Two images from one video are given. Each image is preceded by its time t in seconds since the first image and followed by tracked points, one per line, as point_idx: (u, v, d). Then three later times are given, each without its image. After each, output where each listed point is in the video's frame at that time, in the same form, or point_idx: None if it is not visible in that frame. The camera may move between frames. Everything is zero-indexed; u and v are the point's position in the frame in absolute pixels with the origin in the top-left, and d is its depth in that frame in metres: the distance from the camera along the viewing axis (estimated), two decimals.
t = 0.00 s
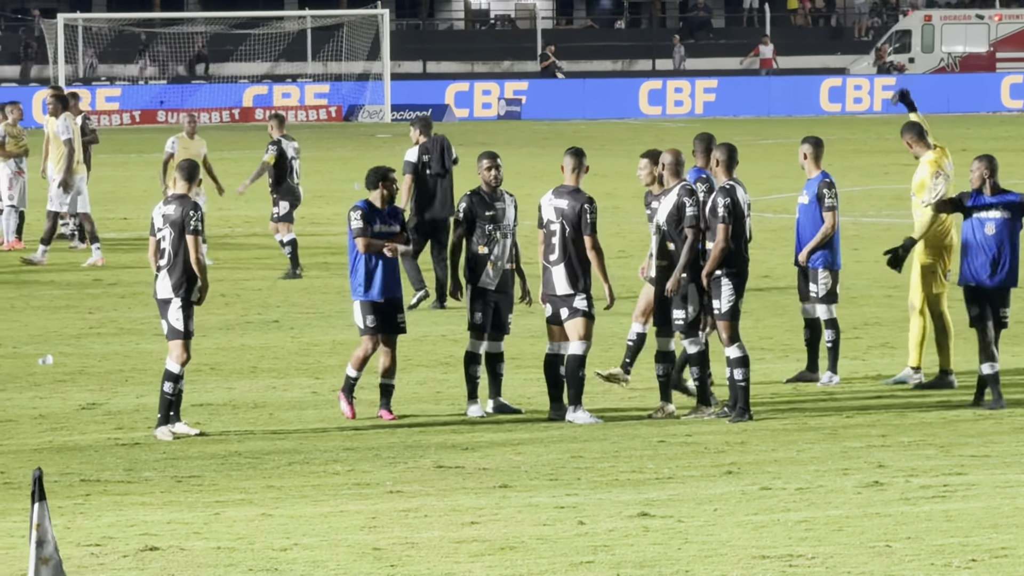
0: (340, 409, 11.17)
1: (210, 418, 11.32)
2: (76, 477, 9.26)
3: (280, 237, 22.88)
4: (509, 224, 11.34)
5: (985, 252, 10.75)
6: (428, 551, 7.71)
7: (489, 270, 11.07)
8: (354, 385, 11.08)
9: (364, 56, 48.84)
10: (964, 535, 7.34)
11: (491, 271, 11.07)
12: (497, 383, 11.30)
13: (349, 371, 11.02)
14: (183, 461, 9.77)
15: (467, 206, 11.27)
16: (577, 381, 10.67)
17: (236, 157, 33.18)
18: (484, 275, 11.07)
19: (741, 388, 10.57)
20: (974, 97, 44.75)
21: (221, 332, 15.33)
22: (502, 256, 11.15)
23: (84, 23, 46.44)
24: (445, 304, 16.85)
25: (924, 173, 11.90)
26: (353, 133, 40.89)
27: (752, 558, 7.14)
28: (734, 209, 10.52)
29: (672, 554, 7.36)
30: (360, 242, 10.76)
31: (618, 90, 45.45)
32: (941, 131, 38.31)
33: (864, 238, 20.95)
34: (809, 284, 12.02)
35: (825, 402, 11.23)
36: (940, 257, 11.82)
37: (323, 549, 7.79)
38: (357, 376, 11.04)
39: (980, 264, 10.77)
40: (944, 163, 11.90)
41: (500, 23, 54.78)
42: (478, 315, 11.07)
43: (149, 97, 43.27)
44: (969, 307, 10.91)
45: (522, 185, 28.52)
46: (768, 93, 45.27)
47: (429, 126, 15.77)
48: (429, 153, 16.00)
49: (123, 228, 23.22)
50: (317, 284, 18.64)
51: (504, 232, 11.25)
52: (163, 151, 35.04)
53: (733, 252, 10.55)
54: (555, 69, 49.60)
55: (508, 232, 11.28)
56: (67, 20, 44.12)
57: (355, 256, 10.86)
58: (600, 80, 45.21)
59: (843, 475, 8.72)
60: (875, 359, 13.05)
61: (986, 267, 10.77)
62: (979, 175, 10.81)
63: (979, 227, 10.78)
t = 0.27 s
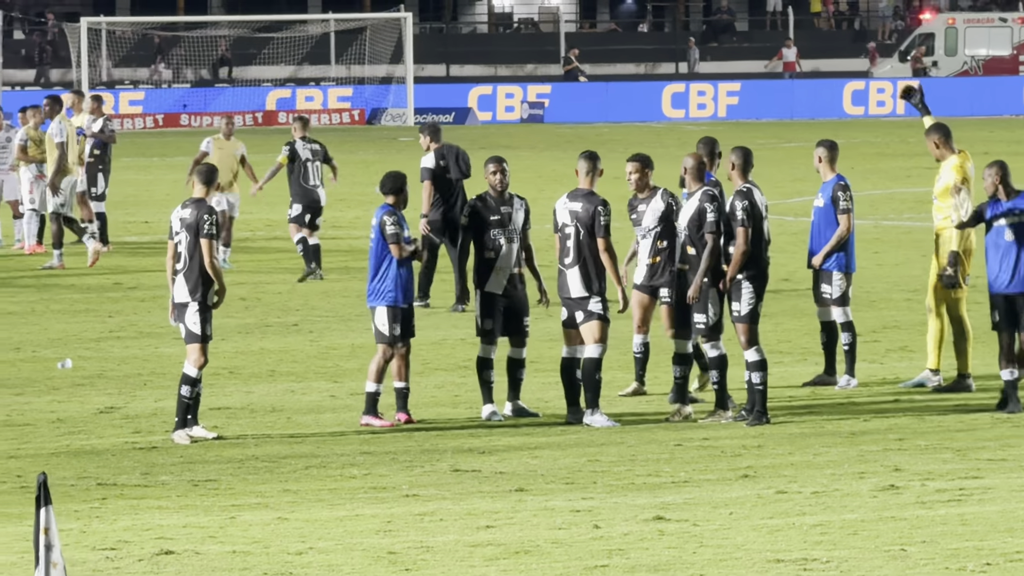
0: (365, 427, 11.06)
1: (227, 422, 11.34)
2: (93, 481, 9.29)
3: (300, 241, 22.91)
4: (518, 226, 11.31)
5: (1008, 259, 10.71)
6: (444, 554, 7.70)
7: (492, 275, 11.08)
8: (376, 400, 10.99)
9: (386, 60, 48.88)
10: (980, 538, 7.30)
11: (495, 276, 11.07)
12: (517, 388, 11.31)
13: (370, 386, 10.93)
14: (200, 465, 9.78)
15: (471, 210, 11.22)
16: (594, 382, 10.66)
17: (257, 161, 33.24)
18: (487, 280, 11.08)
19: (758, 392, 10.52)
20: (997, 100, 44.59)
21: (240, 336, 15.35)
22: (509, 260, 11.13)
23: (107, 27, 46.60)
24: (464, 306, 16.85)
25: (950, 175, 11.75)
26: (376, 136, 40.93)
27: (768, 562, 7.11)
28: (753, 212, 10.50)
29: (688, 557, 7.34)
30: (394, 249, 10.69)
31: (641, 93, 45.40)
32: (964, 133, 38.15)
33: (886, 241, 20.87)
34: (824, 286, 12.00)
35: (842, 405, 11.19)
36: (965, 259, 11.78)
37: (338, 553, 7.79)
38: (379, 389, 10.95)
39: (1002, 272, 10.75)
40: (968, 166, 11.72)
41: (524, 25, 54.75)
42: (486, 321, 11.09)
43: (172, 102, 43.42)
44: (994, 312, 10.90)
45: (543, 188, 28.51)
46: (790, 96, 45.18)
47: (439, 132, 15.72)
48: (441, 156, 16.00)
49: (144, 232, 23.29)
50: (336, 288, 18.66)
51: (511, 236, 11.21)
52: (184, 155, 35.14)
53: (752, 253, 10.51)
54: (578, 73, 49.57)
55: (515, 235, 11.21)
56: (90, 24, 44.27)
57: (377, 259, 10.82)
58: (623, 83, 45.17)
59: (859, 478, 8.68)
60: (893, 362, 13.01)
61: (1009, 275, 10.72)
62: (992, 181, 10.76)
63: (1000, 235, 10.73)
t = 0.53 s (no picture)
0: (377, 428, 11.06)
1: (240, 422, 11.35)
2: (104, 482, 9.30)
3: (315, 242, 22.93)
4: (521, 232, 11.21)
5: None
6: (453, 555, 7.69)
7: (492, 278, 11.09)
8: (385, 402, 11.00)
9: (404, 61, 48.90)
10: (990, 539, 7.27)
11: (495, 279, 11.08)
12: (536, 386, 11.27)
13: (376, 388, 10.95)
14: (211, 465, 9.79)
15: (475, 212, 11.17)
16: (605, 384, 10.64)
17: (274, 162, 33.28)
18: (489, 284, 11.10)
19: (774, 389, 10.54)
20: (1015, 101, 44.43)
21: (254, 336, 15.37)
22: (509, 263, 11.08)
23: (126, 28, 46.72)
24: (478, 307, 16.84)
25: (964, 178, 11.74)
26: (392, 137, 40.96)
27: (776, 562, 7.09)
28: (768, 210, 10.47)
29: (696, 558, 7.32)
30: (412, 254, 10.67)
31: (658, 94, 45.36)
32: (982, 134, 38.02)
33: (902, 242, 20.80)
34: (839, 289, 11.96)
35: (855, 406, 11.16)
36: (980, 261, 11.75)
37: (347, 553, 7.79)
38: (385, 391, 10.97)
39: None
40: (983, 168, 11.72)
41: (543, 26, 54.71)
42: (490, 324, 11.11)
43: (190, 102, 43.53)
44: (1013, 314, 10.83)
45: (560, 189, 28.50)
46: (807, 97, 45.09)
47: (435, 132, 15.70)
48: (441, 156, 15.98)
49: (160, 233, 23.33)
50: (351, 289, 18.67)
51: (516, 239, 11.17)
52: (201, 156, 35.21)
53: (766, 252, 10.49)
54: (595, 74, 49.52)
55: (520, 239, 11.17)
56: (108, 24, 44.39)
57: (385, 260, 10.78)
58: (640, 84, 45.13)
59: (870, 479, 8.65)
60: (908, 363, 12.97)
61: None
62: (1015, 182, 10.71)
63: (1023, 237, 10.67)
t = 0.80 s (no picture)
0: (412, 428, 11.07)
1: (275, 422, 11.39)
2: (139, 481, 9.36)
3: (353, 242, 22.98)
4: (553, 233, 11.13)
5: None
6: (487, 554, 7.70)
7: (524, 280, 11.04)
8: (419, 402, 11.00)
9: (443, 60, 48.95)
10: None
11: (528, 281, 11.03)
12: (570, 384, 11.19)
13: (408, 388, 10.96)
14: (246, 465, 9.83)
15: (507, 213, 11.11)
16: (640, 384, 10.62)
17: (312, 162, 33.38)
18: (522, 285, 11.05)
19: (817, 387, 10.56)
20: None
21: (290, 336, 15.42)
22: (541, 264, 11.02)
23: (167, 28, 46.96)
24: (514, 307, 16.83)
25: (1000, 175, 11.59)
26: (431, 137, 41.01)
27: (810, 561, 7.06)
28: (808, 210, 10.40)
29: (730, 557, 7.30)
30: (440, 257, 10.72)
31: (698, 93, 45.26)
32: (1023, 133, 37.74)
33: (941, 241, 20.67)
34: (873, 288, 11.91)
35: (891, 405, 11.11)
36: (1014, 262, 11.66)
37: (381, 553, 7.80)
38: (418, 391, 10.98)
39: None
40: (1019, 167, 11.59)
41: (582, 25, 54.59)
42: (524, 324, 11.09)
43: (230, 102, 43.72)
44: None
45: (597, 188, 28.46)
46: (847, 96, 44.88)
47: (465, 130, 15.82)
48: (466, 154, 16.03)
49: (199, 233, 23.45)
50: (387, 289, 18.71)
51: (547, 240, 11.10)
52: (240, 156, 35.35)
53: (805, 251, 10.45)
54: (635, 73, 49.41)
55: (552, 241, 11.08)
56: (149, 25, 44.63)
57: (418, 260, 10.78)
58: (680, 83, 45.03)
59: (904, 478, 8.61)
60: (945, 362, 12.89)
61: None
62: None
63: None
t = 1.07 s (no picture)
0: (427, 427, 11.09)
1: (289, 422, 11.41)
2: (153, 482, 9.39)
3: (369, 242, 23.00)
4: (561, 232, 10.98)
5: None
6: (499, 554, 7.70)
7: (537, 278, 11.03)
8: (434, 402, 11.03)
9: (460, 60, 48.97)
10: None
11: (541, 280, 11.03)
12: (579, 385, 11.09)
13: (424, 388, 10.95)
14: (261, 465, 9.85)
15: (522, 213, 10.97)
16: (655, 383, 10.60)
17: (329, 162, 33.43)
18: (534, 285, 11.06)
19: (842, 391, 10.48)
20: None
21: (306, 336, 15.45)
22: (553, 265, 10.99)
23: (186, 29, 47.08)
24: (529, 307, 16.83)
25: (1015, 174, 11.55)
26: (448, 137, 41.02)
27: (823, 561, 7.05)
28: (827, 211, 10.39)
29: (742, 557, 7.29)
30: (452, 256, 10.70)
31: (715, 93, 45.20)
32: None
33: (958, 241, 20.61)
34: (890, 288, 11.88)
35: (907, 405, 11.08)
36: None
37: (394, 553, 7.82)
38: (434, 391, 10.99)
39: None
40: None
41: (601, 25, 54.54)
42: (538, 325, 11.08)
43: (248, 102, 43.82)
44: None
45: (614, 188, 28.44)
46: (865, 96, 44.76)
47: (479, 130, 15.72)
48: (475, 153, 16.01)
49: (216, 233, 23.50)
50: (403, 289, 18.73)
51: (554, 240, 10.95)
52: (258, 156, 35.41)
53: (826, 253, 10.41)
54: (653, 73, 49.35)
55: (561, 241, 10.95)
56: (167, 26, 44.73)
57: (433, 260, 10.80)
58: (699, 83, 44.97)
59: (918, 478, 8.59)
60: (960, 362, 12.86)
61: None
62: None
63: None
